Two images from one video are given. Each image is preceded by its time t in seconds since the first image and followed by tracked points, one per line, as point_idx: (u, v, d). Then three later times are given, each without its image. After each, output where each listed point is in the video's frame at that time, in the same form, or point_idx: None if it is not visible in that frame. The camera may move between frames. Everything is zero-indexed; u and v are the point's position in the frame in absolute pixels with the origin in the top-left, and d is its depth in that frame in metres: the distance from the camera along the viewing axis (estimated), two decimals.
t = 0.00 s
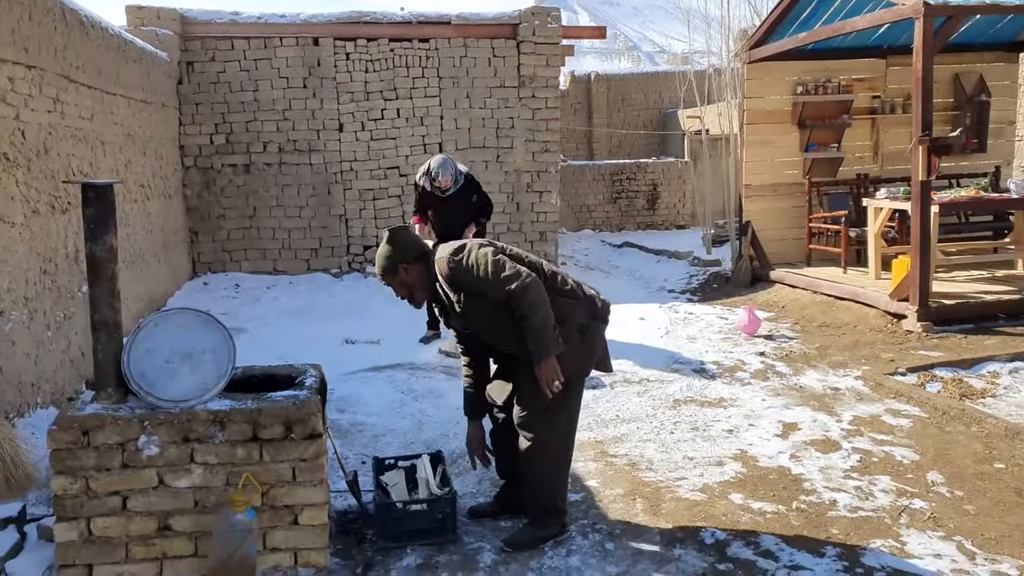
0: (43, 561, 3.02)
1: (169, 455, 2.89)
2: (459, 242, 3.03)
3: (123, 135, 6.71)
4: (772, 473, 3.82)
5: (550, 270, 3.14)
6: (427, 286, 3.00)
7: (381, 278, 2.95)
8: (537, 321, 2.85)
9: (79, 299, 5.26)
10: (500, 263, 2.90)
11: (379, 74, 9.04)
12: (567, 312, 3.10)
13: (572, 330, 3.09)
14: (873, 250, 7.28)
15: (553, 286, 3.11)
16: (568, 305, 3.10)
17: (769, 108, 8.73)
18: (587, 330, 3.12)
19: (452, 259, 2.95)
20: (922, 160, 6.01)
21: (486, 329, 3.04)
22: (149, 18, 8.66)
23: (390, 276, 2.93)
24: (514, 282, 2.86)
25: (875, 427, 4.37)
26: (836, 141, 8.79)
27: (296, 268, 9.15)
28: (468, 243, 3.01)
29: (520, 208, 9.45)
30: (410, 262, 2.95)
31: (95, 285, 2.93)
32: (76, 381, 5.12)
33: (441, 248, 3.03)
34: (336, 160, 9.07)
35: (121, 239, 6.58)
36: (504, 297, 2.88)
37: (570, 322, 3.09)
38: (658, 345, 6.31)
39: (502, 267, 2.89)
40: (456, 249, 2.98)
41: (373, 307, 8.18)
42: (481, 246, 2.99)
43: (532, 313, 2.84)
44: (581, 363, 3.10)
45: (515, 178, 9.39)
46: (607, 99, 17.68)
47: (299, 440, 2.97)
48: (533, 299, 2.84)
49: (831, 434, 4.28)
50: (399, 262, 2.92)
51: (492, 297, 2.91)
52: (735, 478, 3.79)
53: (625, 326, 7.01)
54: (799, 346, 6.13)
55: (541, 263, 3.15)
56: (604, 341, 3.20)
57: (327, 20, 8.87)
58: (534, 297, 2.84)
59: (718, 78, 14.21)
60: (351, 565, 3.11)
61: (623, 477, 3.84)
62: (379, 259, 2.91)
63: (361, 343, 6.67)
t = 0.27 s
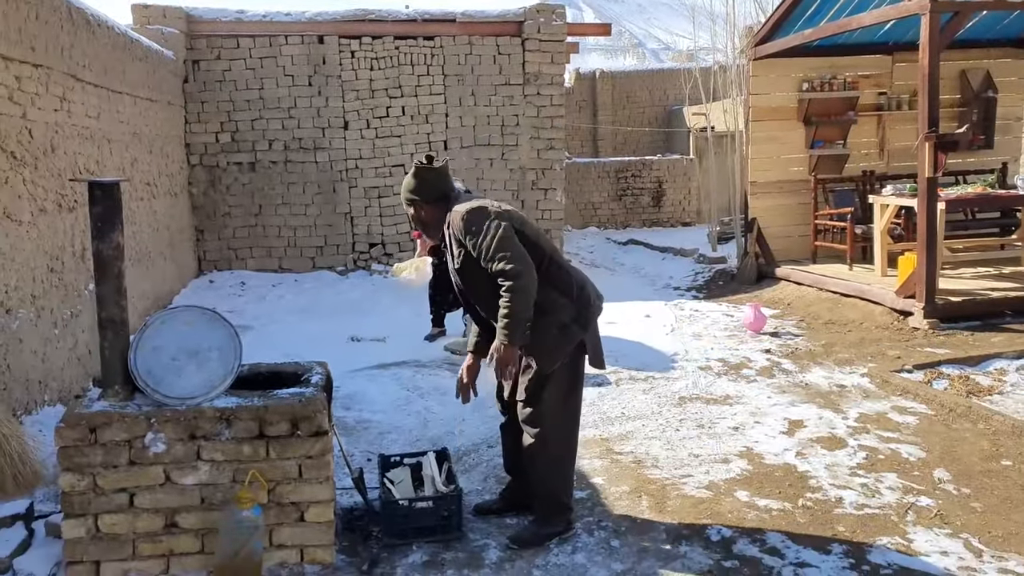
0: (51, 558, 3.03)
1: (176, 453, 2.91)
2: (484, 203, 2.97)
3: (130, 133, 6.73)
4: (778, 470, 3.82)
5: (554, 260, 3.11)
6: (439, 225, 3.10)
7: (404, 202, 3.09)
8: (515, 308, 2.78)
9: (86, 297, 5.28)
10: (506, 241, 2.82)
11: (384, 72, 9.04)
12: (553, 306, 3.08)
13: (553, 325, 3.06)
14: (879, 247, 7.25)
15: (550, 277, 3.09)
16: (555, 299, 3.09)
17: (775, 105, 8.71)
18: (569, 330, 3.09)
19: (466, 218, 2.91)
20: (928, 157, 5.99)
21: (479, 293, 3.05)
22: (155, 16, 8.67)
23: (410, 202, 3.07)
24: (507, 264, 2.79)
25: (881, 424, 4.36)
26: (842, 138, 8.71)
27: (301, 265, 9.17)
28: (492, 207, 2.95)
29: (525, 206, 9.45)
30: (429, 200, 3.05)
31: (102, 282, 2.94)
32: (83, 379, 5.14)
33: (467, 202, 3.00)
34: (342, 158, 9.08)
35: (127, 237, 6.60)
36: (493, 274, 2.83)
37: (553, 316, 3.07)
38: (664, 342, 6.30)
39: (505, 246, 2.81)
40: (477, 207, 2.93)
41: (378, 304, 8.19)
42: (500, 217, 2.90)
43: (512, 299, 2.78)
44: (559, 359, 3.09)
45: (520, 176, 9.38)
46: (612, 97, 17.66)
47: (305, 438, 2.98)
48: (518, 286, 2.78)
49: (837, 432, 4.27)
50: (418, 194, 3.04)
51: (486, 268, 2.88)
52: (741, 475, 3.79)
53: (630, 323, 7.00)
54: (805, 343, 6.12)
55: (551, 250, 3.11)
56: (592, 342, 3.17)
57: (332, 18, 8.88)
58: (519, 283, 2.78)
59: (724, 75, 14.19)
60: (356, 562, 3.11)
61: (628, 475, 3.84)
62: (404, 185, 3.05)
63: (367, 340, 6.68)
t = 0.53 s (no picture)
0: (58, 555, 3.04)
1: (182, 450, 2.91)
2: (503, 181, 3.05)
3: (135, 132, 6.75)
4: (784, 468, 3.82)
5: (548, 256, 3.13)
6: (467, 182, 3.27)
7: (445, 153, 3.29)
8: (485, 294, 2.99)
9: (92, 295, 5.29)
10: (497, 231, 2.97)
11: (389, 70, 9.05)
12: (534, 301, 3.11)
13: (528, 319, 3.10)
14: (885, 244, 7.24)
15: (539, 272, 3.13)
16: (537, 295, 3.11)
17: (780, 103, 8.69)
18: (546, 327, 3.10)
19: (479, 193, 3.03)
20: (934, 154, 5.97)
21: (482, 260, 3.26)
22: (160, 16, 8.69)
23: (450, 152, 3.25)
24: (489, 253, 2.97)
25: (887, 422, 4.36)
26: (847, 135, 8.68)
27: (307, 264, 9.18)
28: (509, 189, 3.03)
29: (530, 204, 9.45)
30: (465, 156, 3.21)
31: (109, 281, 2.95)
32: (89, 377, 5.16)
33: (493, 171, 3.09)
34: (347, 157, 9.09)
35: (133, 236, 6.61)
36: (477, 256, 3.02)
37: (532, 311, 3.11)
38: (669, 340, 6.30)
39: (495, 235, 2.97)
40: (496, 183, 3.02)
41: (383, 302, 8.20)
42: (508, 204, 2.99)
43: (484, 286, 2.98)
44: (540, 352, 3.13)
45: (525, 174, 9.38)
46: (616, 94, 17.63)
47: (311, 436, 2.99)
48: (491, 275, 2.96)
49: (843, 430, 4.26)
50: (457, 149, 3.22)
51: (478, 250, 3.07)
52: (746, 473, 3.78)
53: (635, 321, 6.99)
54: (810, 341, 6.11)
55: (551, 244, 3.14)
56: (576, 345, 3.15)
57: (337, 17, 8.88)
58: (492, 273, 2.96)
59: (729, 73, 14.15)
60: (362, 560, 3.12)
61: (632, 473, 3.84)
62: (448, 135, 3.23)
63: (372, 338, 6.69)
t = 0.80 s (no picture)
0: (65, 553, 3.05)
1: (188, 449, 2.92)
2: (523, 175, 3.09)
3: (141, 132, 6.76)
4: (789, 466, 3.81)
5: (555, 256, 3.12)
6: (495, 169, 3.30)
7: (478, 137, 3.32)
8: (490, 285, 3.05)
9: (98, 294, 5.31)
10: (505, 225, 3.02)
11: (394, 69, 9.05)
12: (535, 299, 3.12)
13: (533, 312, 3.11)
14: (891, 242, 7.22)
15: (543, 271, 3.13)
16: (538, 292, 3.12)
17: (785, 101, 8.68)
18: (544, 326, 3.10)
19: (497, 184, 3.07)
20: (940, 152, 5.95)
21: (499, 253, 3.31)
22: (166, 15, 8.71)
23: (481, 137, 3.29)
24: (493, 245, 3.02)
25: (893, 420, 4.35)
26: (853, 134, 8.59)
27: (312, 263, 9.19)
28: (528, 185, 3.07)
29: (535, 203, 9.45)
30: (495, 143, 3.25)
31: (115, 280, 2.96)
32: (96, 376, 5.18)
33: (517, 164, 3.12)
34: (351, 156, 9.10)
35: (139, 235, 6.63)
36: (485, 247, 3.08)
37: (531, 309, 3.12)
38: (673, 338, 6.29)
39: (504, 229, 3.02)
40: (514, 176, 3.08)
41: (388, 301, 8.21)
42: (518, 198, 3.04)
43: (488, 277, 3.04)
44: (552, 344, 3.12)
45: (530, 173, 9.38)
46: (621, 93, 17.61)
47: (316, 434, 2.99)
48: (495, 267, 3.02)
49: (849, 428, 4.26)
50: (488, 134, 3.25)
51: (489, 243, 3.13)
52: (751, 472, 3.78)
53: (640, 320, 6.99)
54: (816, 339, 6.11)
55: (560, 243, 3.12)
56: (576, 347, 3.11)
57: (341, 16, 8.89)
58: (493, 266, 3.02)
59: (733, 71, 14.13)
60: (368, 558, 3.12)
61: (638, 471, 3.84)
62: (481, 120, 3.27)
63: (377, 337, 6.70)
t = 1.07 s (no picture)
0: (71, 551, 3.06)
1: (193, 447, 2.93)
2: (553, 173, 3.07)
3: (146, 131, 6.78)
4: (794, 465, 3.81)
5: (581, 258, 3.13)
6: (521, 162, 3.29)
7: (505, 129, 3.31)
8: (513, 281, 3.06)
9: (104, 293, 5.32)
10: (533, 223, 3.00)
11: (398, 68, 9.05)
12: (557, 300, 3.13)
13: (555, 312, 3.12)
14: (896, 241, 7.21)
15: (567, 272, 3.14)
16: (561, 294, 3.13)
17: (790, 100, 8.66)
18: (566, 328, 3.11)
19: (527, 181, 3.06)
20: (945, 151, 5.93)
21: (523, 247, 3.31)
22: (170, 14, 8.72)
23: (510, 129, 3.27)
24: (521, 244, 3.02)
25: (898, 419, 4.34)
26: (858, 132, 8.63)
27: (316, 262, 9.20)
28: (558, 184, 3.05)
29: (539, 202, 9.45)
30: (524, 136, 3.23)
31: (120, 279, 2.97)
32: (101, 374, 5.19)
33: (548, 161, 3.11)
34: (356, 155, 9.10)
35: (144, 234, 6.64)
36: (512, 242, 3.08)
37: (554, 307, 3.12)
38: (678, 337, 6.29)
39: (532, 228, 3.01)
40: (543, 174, 3.06)
41: (392, 300, 8.21)
42: (547, 198, 3.02)
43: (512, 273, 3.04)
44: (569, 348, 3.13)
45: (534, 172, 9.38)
46: (625, 91, 17.58)
47: (321, 433, 3.00)
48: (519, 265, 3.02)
49: (854, 427, 4.25)
50: (517, 127, 3.23)
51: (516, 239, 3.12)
52: (756, 471, 3.78)
53: (644, 319, 6.98)
54: (820, 338, 6.10)
55: (587, 246, 3.13)
56: (595, 350, 3.12)
57: (346, 15, 8.89)
58: (518, 263, 3.02)
59: (738, 70, 14.11)
60: (372, 556, 3.13)
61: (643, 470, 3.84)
62: (511, 112, 3.24)
63: (381, 336, 6.70)
